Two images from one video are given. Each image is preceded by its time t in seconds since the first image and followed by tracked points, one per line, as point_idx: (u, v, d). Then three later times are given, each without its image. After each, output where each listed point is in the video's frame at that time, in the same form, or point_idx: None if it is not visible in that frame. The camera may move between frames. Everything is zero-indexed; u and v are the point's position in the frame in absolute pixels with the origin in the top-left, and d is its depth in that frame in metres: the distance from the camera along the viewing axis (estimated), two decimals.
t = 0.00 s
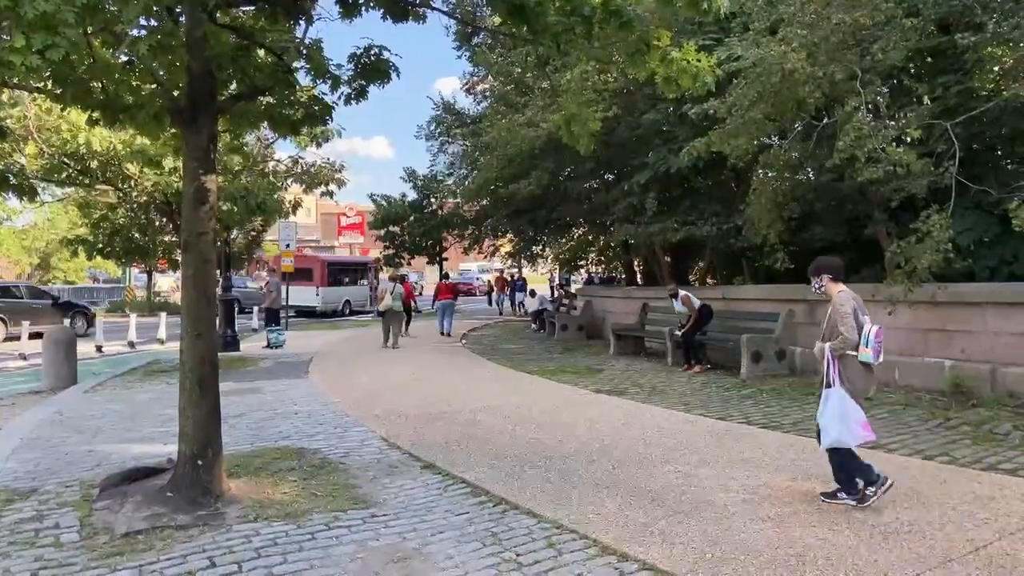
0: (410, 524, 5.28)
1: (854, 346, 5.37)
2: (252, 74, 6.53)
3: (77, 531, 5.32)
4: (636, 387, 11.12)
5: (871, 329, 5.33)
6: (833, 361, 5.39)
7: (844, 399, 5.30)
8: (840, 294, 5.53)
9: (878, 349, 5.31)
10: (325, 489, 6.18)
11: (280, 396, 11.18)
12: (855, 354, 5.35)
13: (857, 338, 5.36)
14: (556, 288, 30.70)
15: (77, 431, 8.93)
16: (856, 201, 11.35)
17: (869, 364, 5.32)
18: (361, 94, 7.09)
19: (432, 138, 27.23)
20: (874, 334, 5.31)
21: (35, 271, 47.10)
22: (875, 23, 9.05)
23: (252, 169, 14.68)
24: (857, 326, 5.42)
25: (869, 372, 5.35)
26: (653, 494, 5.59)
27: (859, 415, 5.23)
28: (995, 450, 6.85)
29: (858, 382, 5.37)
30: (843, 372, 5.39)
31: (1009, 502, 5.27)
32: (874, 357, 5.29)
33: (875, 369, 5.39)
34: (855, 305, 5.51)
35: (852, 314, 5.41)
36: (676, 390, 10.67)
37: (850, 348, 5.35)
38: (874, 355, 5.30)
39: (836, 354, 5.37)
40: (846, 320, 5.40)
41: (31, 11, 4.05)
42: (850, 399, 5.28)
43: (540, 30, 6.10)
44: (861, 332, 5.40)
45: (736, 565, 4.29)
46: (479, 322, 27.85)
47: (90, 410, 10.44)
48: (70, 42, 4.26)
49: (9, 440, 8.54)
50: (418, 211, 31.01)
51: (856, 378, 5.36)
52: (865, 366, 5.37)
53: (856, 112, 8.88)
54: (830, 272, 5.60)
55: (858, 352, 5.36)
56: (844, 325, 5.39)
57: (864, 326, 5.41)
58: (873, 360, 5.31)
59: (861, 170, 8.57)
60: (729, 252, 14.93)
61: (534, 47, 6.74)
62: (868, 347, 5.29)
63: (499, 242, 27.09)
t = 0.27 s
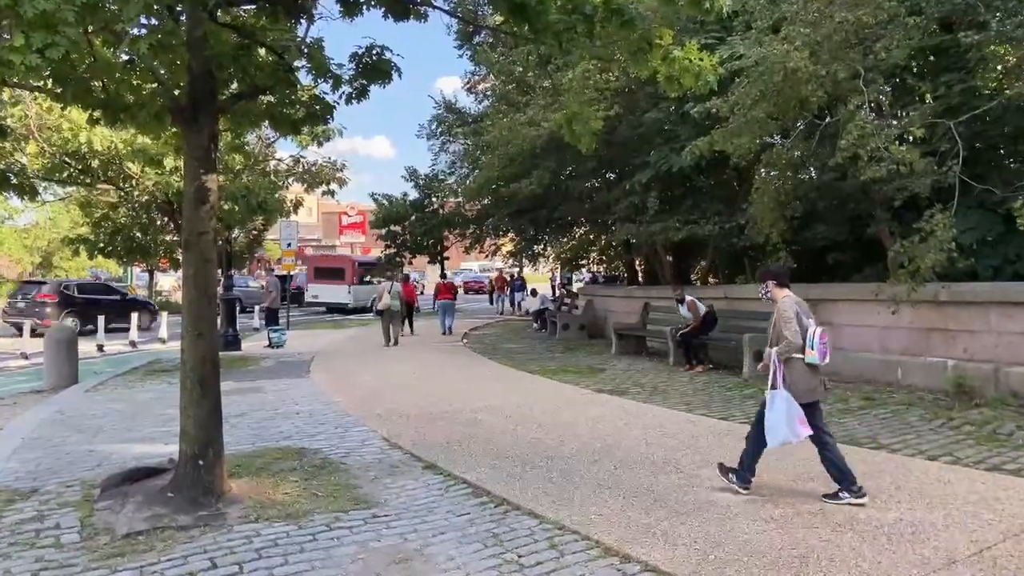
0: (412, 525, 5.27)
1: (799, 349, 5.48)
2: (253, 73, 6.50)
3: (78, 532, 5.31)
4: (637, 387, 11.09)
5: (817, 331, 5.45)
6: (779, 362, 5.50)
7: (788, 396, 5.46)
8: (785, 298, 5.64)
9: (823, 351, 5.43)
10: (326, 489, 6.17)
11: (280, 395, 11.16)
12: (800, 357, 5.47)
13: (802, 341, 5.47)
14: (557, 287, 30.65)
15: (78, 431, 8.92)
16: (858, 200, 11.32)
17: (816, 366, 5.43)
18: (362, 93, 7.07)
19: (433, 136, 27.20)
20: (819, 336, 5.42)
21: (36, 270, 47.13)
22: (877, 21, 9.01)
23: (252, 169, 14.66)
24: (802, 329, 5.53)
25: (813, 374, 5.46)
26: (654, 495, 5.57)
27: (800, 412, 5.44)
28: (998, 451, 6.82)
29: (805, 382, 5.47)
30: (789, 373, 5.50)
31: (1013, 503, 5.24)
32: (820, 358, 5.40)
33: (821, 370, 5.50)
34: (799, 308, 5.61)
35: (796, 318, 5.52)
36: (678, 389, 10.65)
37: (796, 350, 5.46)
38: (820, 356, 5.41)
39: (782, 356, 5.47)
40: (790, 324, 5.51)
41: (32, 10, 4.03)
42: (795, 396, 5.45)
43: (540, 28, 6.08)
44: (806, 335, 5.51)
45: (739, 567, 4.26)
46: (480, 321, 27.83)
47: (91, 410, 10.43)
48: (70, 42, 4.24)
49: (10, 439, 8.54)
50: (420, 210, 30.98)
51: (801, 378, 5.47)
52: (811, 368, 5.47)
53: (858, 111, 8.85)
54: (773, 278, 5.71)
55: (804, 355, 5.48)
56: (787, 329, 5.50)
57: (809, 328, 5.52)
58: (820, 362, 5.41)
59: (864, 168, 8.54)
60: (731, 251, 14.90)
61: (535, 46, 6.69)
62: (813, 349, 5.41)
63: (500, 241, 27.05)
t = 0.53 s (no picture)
0: (421, 525, 5.22)
1: (750, 341, 5.79)
2: (260, 68, 6.45)
3: (84, 531, 5.27)
4: (644, 385, 11.03)
5: (767, 324, 5.73)
6: (731, 354, 5.80)
7: (737, 388, 5.70)
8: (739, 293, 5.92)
9: (773, 343, 5.74)
10: (334, 489, 6.12)
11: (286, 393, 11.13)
12: (752, 348, 5.78)
13: (753, 334, 5.77)
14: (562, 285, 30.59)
15: (84, 429, 8.89)
16: (868, 197, 11.23)
17: (766, 357, 5.74)
18: (369, 88, 7.02)
19: (438, 134, 27.15)
20: (769, 329, 5.72)
21: (41, 267, 47.32)
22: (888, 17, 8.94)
23: (258, 166, 14.63)
24: (753, 322, 5.82)
25: (763, 364, 5.77)
26: (665, 495, 5.51)
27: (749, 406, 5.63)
28: (1011, 450, 6.75)
29: (756, 373, 5.78)
30: (740, 364, 5.80)
31: None
32: (769, 350, 5.71)
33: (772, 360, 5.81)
34: (751, 302, 5.91)
35: (747, 312, 5.81)
36: (686, 388, 10.58)
37: (747, 343, 5.77)
38: (770, 348, 5.73)
39: (734, 348, 5.77)
40: (740, 317, 5.80)
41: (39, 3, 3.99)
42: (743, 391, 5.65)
43: (550, 22, 6.10)
44: (757, 328, 5.81)
45: (753, 569, 4.20)
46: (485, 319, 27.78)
47: (97, 408, 10.41)
48: (76, 36, 4.20)
49: (15, 438, 8.51)
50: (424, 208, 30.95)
51: (751, 369, 5.78)
52: (761, 358, 5.78)
53: (869, 107, 8.77)
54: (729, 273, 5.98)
55: (755, 346, 5.79)
56: (739, 322, 5.80)
57: (761, 321, 5.82)
58: (769, 353, 5.73)
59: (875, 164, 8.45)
60: (738, 248, 14.82)
61: (544, 41, 6.63)
62: (763, 341, 5.73)
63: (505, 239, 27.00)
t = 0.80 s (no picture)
0: (437, 529, 5.12)
1: (721, 345, 5.70)
2: (273, 64, 6.36)
3: (95, 534, 5.19)
4: (657, 385, 10.91)
5: (737, 328, 5.64)
6: (702, 358, 5.74)
7: (705, 390, 5.70)
8: (710, 296, 5.85)
9: (744, 347, 5.62)
10: (348, 491, 6.03)
11: (296, 392, 11.05)
12: (723, 352, 5.67)
13: (724, 338, 5.68)
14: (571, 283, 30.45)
15: (93, 428, 8.82)
16: (885, 195, 11.09)
17: (738, 361, 5.63)
18: (383, 84, 6.93)
19: (446, 132, 27.05)
20: (739, 333, 5.61)
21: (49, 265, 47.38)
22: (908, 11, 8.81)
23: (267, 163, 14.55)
24: (724, 326, 5.74)
25: (736, 368, 5.65)
26: (686, 500, 5.40)
27: (712, 411, 5.67)
28: None
29: (729, 378, 5.67)
30: (712, 368, 5.72)
31: None
32: (740, 354, 5.60)
33: (745, 365, 5.69)
34: (722, 306, 5.82)
35: (717, 316, 5.73)
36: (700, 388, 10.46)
37: (717, 346, 5.69)
38: (741, 352, 5.61)
39: (704, 352, 5.71)
40: (709, 321, 5.73)
41: None
42: (709, 395, 5.68)
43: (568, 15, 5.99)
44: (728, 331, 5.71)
45: None
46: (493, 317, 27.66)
47: (106, 406, 10.34)
48: (89, 28, 4.15)
49: (25, 437, 8.45)
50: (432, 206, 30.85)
51: (724, 374, 5.68)
52: (734, 362, 5.66)
53: (889, 103, 8.64)
54: (701, 277, 5.92)
55: (726, 350, 5.69)
56: (707, 326, 5.73)
57: (732, 325, 5.72)
58: (740, 357, 5.62)
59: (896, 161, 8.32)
60: (751, 247, 14.68)
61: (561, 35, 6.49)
62: (734, 345, 5.61)
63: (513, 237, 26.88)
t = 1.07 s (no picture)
0: (451, 534, 5.01)
1: (692, 339, 5.95)
2: (281, 59, 6.25)
3: (102, 539, 5.09)
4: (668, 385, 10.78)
5: (707, 323, 5.89)
6: (672, 350, 5.99)
7: (674, 381, 5.91)
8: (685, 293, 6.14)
9: (713, 343, 5.86)
10: (358, 494, 5.92)
11: (303, 392, 10.95)
12: (693, 346, 5.92)
13: (695, 332, 5.94)
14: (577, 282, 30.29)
15: (99, 429, 8.72)
16: (900, 192, 10.93)
17: (705, 355, 5.88)
18: (394, 80, 6.83)
19: (452, 130, 26.94)
20: (709, 328, 5.86)
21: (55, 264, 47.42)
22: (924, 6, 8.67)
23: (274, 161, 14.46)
24: (696, 322, 6.01)
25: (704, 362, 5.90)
26: (705, 505, 5.28)
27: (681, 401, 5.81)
28: None
29: (697, 371, 5.95)
30: (682, 360, 5.99)
31: None
32: (708, 348, 5.84)
33: (712, 361, 5.97)
34: (696, 303, 6.11)
35: (690, 311, 6.01)
36: (712, 389, 10.32)
37: (687, 340, 5.94)
38: (710, 347, 5.85)
39: (676, 345, 5.95)
40: (683, 315, 6.00)
41: None
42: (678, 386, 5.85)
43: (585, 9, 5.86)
44: (700, 327, 5.98)
45: None
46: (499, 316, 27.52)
47: (112, 406, 10.25)
48: (95, 21, 4.13)
49: (31, 437, 8.36)
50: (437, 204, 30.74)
51: (691, 367, 5.96)
52: (702, 357, 5.91)
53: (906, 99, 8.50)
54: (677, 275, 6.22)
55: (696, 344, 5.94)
56: (681, 320, 5.99)
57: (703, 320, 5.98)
58: (708, 351, 5.86)
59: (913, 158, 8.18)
60: (761, 246, 14.53)
61: (577, 29, 6.35)
62: (703, 339, 5.86)
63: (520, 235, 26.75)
